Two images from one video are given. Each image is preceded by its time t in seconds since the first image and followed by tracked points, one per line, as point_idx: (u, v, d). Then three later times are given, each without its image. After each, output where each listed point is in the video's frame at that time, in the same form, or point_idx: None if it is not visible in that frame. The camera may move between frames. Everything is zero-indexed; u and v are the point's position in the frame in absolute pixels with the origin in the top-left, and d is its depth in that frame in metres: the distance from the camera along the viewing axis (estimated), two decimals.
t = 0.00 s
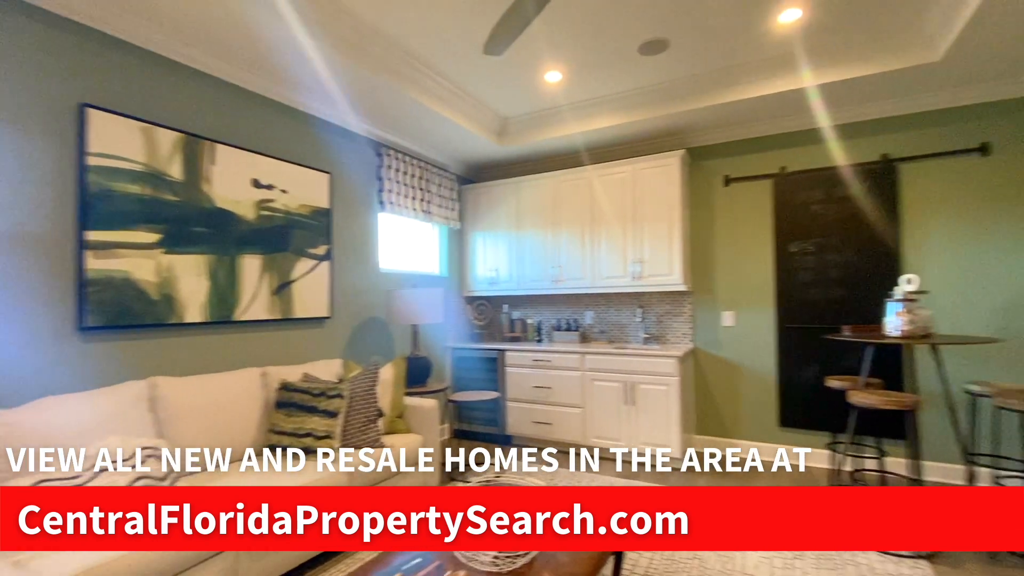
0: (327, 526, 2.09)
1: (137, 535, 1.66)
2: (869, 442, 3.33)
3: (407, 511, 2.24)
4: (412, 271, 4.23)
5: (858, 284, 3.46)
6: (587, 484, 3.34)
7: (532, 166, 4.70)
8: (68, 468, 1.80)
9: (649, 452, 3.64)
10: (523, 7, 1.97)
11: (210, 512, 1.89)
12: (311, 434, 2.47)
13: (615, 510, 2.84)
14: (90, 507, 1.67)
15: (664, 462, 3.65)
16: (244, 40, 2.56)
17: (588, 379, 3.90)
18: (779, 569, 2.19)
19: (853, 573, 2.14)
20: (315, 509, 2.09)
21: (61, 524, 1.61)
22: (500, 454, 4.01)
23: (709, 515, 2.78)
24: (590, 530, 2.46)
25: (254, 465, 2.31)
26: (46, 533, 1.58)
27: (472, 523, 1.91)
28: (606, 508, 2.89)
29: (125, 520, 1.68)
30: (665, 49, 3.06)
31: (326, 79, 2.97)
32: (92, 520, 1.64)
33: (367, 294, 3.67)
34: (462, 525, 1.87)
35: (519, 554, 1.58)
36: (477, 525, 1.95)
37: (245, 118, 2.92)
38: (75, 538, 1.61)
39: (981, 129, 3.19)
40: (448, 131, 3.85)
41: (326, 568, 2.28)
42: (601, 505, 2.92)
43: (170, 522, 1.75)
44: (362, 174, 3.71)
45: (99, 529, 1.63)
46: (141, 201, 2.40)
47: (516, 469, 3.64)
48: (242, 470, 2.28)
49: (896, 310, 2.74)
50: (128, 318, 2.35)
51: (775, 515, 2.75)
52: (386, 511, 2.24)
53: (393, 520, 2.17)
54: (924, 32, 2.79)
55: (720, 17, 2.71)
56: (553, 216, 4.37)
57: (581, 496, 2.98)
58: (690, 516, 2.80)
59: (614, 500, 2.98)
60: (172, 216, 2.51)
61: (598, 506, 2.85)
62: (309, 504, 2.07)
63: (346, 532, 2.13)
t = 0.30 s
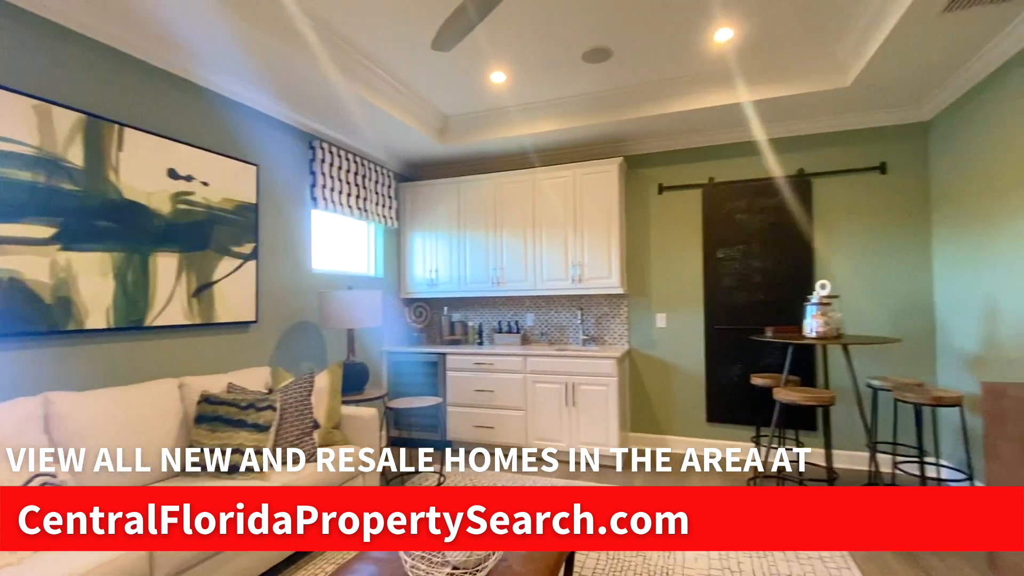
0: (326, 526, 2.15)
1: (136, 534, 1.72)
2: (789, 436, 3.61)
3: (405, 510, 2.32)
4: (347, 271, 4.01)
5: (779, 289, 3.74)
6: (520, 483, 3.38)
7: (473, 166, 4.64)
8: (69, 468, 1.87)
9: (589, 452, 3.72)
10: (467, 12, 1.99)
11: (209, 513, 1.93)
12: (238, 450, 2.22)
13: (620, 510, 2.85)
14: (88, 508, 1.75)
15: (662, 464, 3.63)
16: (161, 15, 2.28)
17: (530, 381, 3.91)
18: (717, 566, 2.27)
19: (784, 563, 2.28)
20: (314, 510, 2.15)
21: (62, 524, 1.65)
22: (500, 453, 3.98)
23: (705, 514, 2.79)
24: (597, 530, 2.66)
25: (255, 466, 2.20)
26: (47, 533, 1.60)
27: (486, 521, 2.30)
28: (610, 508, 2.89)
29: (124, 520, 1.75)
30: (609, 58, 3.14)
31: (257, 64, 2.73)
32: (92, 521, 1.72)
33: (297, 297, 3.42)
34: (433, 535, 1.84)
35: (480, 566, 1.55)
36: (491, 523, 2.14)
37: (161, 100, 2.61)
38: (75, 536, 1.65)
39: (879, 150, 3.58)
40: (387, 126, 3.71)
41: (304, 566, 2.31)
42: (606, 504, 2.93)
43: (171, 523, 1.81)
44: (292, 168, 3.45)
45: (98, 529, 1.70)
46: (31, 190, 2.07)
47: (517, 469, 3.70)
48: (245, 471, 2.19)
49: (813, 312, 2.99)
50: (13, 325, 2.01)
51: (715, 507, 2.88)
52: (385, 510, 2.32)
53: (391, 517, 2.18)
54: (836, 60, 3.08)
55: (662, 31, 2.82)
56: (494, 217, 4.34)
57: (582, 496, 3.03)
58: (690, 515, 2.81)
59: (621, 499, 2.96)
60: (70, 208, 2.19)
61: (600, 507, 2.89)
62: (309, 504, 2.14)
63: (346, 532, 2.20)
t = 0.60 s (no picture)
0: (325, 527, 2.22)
1: (137, 533, 1.74)
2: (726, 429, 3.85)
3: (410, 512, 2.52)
4: (288, 270, 3.80)
5: (716, 290, 3.97)
6: (466, 483, 3.41)
7: (422, 164, 4.55)
8: (69, 468, 1.85)
9: (541, 451, 3.77)
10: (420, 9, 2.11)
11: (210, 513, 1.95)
12: (175, 465, 2.04)
13: (621, 509, 2.86)
14: (89, 508, 1.79)
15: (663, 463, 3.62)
16: None
17: (481, 382, 3.89)
18: (671, 568, 2.30)
19: (729, 553, 2.41)
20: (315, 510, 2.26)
21: (61, 524, 1.72)
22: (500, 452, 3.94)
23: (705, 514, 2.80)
24: (598, 530, 2.69)
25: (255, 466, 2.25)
26: (46, 533, 1.68)
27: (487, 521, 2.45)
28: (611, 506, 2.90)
29: (125, 520, 1.77)
30: (564, 64, 3.19)
31: (194, 47, 2.53)
32: (92, 521, 1.75)
33: (235, 297, 3.20)
34: (406, 532, 1.76)
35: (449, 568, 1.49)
36: (495, 522, 2.47)
37: (80, 78, 2.34)
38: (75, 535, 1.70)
39: (805, 163, 3.90)
40: (334, 120, 3.55)
41: (274, 566, 2.30)
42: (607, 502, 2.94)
43: (171, 523, 1.82)
44: (229, 159, 3.22)
45: (98, 528, 1.72)
46: None
47: (517, 469, 3.68)
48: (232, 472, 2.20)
49: (750, 312, 3.20)
50: None
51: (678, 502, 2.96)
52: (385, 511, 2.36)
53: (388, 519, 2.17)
54: (771, 78, 3.33)
55: (616, 40, 2.91)
56: (444, 217, 4.28)
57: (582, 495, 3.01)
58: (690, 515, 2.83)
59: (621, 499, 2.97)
60: None
61: (600, 507, 2.90)
62: (309, 504, 2.23)
63: (346, 532, 2.22)
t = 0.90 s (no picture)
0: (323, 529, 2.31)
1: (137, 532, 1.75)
2: (682, 426, 4.03)
3: (408, 511, 2.54)
4: (241, 269, 3.62)
5: (671, 292, 4.13)
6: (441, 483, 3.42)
7: (381, 162, 4.46)
8: (68, 468, 1.89)
9: (505, 451, 3.79)
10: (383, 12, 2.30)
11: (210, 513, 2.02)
12: (124, 477, 1.89)
13: (621, 509, 2.88)
14: (89, 508, 1.78)
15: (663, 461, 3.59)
16: None
17: (444, 384, 3.86)
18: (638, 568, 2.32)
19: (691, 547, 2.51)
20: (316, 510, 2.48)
21: (61, 524, 1.71)
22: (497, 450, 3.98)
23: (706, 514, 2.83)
24: (597, 530, 2.71)
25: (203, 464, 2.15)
26: (46, 533, 1.67)
27: (485, 521, 2.54)
28: (610, 506, 2.92)
29: (125, 520, 1.76)
30: (530, 68, 3.23)
31: (142, 32, 2.37)
32: (91, 520, 1.74)
33: (184, 298, 3.02)
34: (405, 532, 1.80)
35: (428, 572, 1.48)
36: (494, 522, 2.48)
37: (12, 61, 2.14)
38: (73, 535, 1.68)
39: (753, 173, 4.13)
40: (291, 114, 3.42)
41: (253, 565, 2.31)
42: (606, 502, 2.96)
43: (171, 523, 1.84)
44: (178, 152, 3.04)
45: (98, 528, 1.72)
46: None
47: (517, 469, 3.66)
48: (202, 472, 2.12)
49: (705, 313, 3.34)
50: None
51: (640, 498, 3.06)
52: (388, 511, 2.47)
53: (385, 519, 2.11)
54: (724, 91, 3.51)
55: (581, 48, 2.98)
56: (406, 216, 4.22)
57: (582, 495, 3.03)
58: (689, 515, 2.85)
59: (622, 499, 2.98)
60: None
61: (604, 506, 2.92)
62: (310, 504, 2.35)
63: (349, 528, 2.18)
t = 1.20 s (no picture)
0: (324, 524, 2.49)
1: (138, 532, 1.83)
2: (640, 424, 4.17)
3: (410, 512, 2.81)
4: (189, 270, 3.44)
5: (629, 294, 4.26)
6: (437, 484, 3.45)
7: (339, 161, 4.35)
8: (68, 469, 1.82)
9: (466, 454, 3.79)
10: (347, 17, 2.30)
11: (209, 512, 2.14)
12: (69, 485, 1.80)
13: (621, 509, 2.91)
14: (90, 507, 1.77)
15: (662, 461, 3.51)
16: None
17: (406, 387, 3.81)
18: (605, 569, 2.36)
19: (650, 544, 2.60)
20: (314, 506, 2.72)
21: (61, 524, 1.72)
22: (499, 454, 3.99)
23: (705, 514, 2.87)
24: (597, 530, 2.76)
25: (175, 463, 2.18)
26: (46, 533, 1.67)
27: (486, 518, 2.81)
28: (610, 506, 2.96)
29: (125, 520, 1.82)
30: (494, 72, 3.25)
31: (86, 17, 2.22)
32: (92, 521, 1.77)
33: (128, 300, 2.84)
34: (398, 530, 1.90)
35: None
36: (495, 521, 2.73)
37: None
38: (75, 535, 1.70)
39: (704, 181, 4.33)
40: (245, 109, 3.29)
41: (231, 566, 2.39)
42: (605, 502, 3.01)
43: (170, 523, 1.93)
44: (121, 145, 2.85)
45: (99, 529, 1.76)
46: None
47: (517, 469, 3.71)
48: (156, 472, 2.04)
49: (662, 315, 3.47)
50: None
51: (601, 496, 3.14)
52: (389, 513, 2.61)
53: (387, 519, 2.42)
54: (680, 103, 3.66)
55: (546, 55, 3.04)
56: (365, 217, 4.14)
57: (581, 495, 3.09)
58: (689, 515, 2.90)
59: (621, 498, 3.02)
60: None
61: (600, 507, 2.97)
62: (309, 506, 2.62)
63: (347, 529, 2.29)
